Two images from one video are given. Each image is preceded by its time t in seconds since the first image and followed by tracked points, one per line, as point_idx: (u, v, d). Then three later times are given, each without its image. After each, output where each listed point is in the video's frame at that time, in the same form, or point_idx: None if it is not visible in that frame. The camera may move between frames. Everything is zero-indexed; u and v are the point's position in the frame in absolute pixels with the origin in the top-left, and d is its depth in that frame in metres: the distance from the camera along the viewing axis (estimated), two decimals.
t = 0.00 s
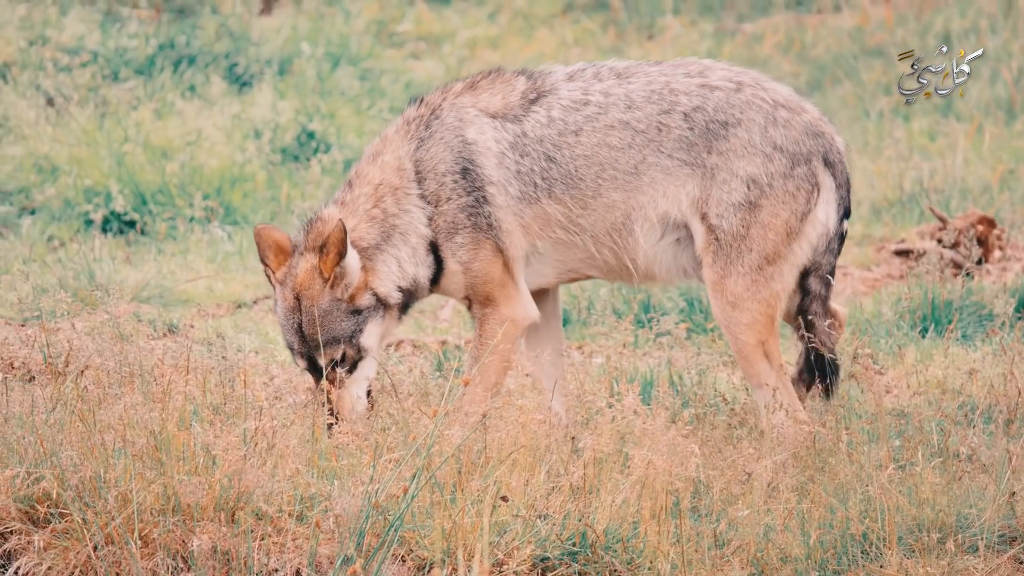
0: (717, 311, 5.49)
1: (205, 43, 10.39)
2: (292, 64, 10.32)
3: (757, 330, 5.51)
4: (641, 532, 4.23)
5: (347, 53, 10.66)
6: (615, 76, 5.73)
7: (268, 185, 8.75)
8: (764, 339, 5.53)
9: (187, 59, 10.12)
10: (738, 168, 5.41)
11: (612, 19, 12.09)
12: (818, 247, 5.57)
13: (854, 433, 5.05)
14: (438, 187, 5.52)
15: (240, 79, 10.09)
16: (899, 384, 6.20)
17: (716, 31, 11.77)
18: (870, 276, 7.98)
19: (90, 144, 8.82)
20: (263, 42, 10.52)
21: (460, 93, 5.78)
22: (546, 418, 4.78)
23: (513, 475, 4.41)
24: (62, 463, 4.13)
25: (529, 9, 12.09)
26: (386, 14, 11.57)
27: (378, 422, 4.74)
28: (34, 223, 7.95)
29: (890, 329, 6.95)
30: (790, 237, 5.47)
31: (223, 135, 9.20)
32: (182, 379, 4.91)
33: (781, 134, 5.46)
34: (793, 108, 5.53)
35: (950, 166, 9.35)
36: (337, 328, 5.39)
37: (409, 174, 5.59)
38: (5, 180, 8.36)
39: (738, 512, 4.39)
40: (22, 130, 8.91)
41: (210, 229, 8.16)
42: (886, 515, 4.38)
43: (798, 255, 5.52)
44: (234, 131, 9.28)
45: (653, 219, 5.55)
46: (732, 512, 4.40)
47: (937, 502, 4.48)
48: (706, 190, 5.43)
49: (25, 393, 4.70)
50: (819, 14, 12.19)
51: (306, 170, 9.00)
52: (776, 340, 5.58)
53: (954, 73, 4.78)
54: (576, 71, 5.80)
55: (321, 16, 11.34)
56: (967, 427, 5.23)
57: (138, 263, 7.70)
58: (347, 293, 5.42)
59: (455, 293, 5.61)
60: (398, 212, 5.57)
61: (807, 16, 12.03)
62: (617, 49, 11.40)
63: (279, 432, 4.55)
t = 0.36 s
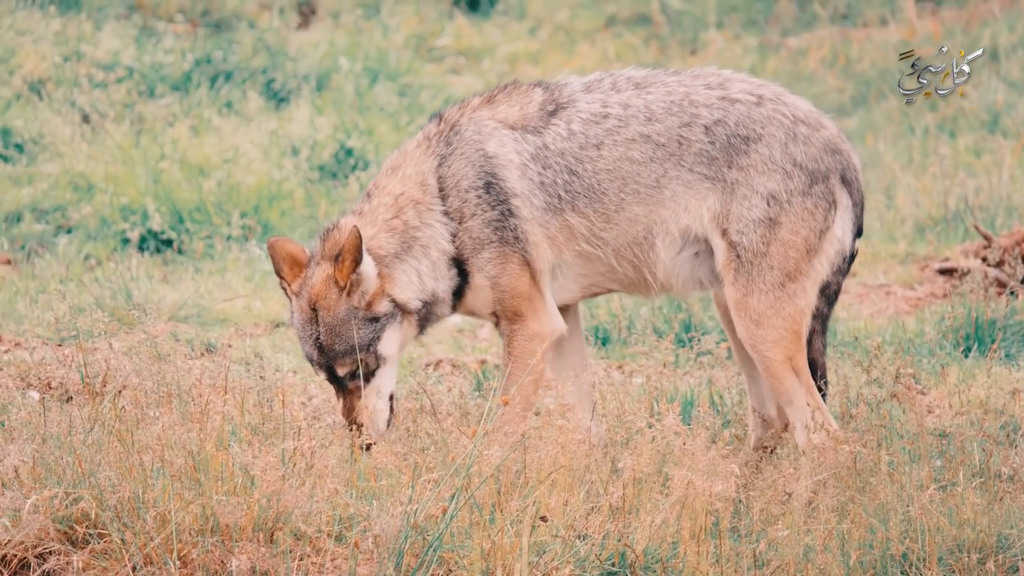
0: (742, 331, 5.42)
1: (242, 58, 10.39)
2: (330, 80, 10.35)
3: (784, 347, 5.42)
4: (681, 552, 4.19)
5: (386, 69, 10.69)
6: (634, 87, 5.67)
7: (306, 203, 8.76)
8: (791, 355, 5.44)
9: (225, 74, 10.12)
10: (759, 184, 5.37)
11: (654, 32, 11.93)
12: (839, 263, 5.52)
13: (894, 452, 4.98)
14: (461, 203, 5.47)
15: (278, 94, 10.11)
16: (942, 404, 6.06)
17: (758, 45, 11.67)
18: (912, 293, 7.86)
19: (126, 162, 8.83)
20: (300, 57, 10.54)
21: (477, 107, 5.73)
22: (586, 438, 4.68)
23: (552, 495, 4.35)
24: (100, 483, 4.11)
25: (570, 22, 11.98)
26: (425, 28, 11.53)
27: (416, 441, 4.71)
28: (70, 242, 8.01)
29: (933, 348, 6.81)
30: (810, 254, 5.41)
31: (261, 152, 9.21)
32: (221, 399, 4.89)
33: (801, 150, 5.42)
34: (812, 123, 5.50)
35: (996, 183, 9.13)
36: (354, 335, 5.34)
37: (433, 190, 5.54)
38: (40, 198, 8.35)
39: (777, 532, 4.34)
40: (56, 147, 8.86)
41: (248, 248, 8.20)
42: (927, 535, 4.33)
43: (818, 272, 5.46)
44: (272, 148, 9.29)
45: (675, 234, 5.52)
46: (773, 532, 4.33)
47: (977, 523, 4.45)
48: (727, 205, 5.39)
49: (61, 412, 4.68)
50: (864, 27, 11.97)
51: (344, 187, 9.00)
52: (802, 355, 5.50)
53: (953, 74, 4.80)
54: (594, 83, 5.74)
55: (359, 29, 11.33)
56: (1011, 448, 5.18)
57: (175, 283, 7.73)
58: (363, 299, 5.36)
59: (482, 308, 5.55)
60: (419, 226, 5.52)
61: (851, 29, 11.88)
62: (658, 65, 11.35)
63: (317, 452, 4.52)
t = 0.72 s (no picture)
0: (756, 351, 5.40)
1: (264, 80, 10.44)
2: (352, 103, 10.40)
3: (801, 367, 5.40)
4: None
5: (408, 91, 10.72)
6: (658, 112, 5.66)
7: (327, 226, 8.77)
8: (807, 375, 5.41)
9: (246, 97, 10.17)
10: (777, 208, 5.34)
11: (677, 55, 11.92)
12: (856, 285, 5.50)
13: (916, 476, 4.95)
14: (482, 215, 5.45)
15: (300, 118, 10.16)
16: (964, 427, 5.98)
17: (781, 68, 11.65)
18: (935, 317, 7.81)
19: (147, 185, 8.84)
20: (322, 81, 10.58)
21: (511, 126, 5.72)
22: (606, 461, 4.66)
23: (573, 518, 4.31)
24: (120, 507, 4.11)
25: (592, 45, 11.97)
26: (447, 51, 11.56)
27: (437, 463, 4.69)
28: (91, 266, 8.06)
29: (954, 372, 6.71)
30: (827, 275, 5.40)
31: (282, 175, 9.23)
32: (241, 422, 4.88)
33: (818, 173, 5.40)
34: (829, 146, 5.48)
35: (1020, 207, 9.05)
36: (280, 288, 5.66)
37: (453, 198, 5.57)
38: (61, 221, 8.37)
39: (800, 556, 4.29)
40: (78, 170, 8.90)
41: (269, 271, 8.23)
42: (948, 560, 4.33)
43: (834, 294, 5.45)
44: (293, 171, 9.30)
45: (699, 258, 5.50)
46: (793, 555, 4.30)
47: (1000, 546, 4.40)
48: (746, 230, 5.38)
49: (82, 436, 4.68)
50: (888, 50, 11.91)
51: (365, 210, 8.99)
52: (819, 375, 5.46)
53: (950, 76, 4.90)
54: (621, 108, 5.73)
55: (381, 52, 11.37)
56: None
57: (196, 305, 7.76)
58: (304, 262, 5.63)
59: (497, 326, 5.47)
60: (427, 228, 5.59)
61: (874, 52, 11.83)
62: (681, 88, 11.35)
63: (338, 474, 4.50)
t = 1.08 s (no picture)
0: (772, 372, 5.37)
1: (271, 100, 10.49)
2: (360, 122, 10.45)
3: (815, 388, 5.39)
4: None
5: (415, 110, 10.75)
6: (670, 143, 5.64)
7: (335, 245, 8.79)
8: (822, 395, 5.40)
9: (254, 117, 10.22)
10: (791, 230, 5.34)
11: (684, 75, 11.94)
12: (867, 302, 5.50)
13: (923, 494, 4.93)
14: (485, 229, 5.49)
15: (307, 137, 10.21)
16: (971, 446, 5.96)
17: (789, 88, 11.68)
18: (942, 335, 7.80)
19: (155, 205, 8.84)
20: (330, 100, 10.62)
21: (530, 149, 5.75)
22: (612, 479, 4.66)
23: (579, 537, 4.29)
24: (126, 525, 4.13)
25: (600, 64, 11.99)
26: (454, 71, 11.60)
27: (443, 482, 4.68)
28: (98, 284, 8.09)
29: (962, 391, 6.68)
30: (843, 293, 5.39)
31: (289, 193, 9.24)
32: (248, 440, 4.89)
33: (827, 192, 5.39)
34: (835, 164, 5.47)
35: None
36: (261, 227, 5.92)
37: (459, 207, 5.63)
38: (69, 240, 8.39)
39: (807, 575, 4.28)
40: (85, 190, 8.92)
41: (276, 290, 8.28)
42: None
43: (847, 313, 5.43)
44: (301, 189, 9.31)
45: (713, 287, 5.47)
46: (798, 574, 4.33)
47: (1007, 565, 4.38)
48: (760, 255, 5.35)
49: (88, 455, 4.68)
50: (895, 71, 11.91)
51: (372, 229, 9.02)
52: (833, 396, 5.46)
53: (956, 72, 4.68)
54: (636, 139, 5.72)
55: (389, 72, 11.40)
56: None
57: (203, 323, 7.79)
58: (281, 210, 5.86)
59: (493, 342, 5.49)
60: (423, 232, 5.68)
61: (881, 72, 11.84)
62: (689, 108, 11.37)
63: (345, 493, 4.50)
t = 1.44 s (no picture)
0: (775, 384, 5.36)
1: (271, 112, 10.50)
2: (360, 135, 10.46)
3: (817, 401, 5.38)
4: None
5: (415, 123, 10.76)
6: (675, 159, 5.62)
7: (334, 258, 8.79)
8: (824, 409, 5.39)
9: (254, 130, 10.23)
10: (797, 243, 5.34)
11: (683, 88, 11.96)
12: (868, 313, 5.51)
13: (922, 507, 4.93)
14: (476, 241, 5.52)
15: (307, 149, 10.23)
16: (970, 458, 5.95)
17: (788, 101, 11.71)
18: (941, 347, 7.80)
19: (155, 217, 8.83)
20: (329, 113, 10.63)
21: (533, 164, 5.77)
22: (612, 491, 4.65)
23: (578, 550, 4.29)
24: (126, 536, 4.12)
25: (599, 77, 12.01)
26: (454, 83, 11.62)
27: (442, 494, 4.68)
28: (98, 296, 8.10)
29: (961, 403, 6.68)
30: (847, 305, 5.40)
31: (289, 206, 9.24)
32: (248, 452, 4.88)
33: (831, 205, 5.39)
34: (837, 176, 5.47)
35: None
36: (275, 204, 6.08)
37: (452, 216, 5.67)
38: (69, 252, 8.40)
39: None
40: (86, 202, 8.92)
41: (275, 303, 8.29)
42: None
43: (850, 325, 5.44)
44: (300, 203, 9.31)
45: (719, 301, 5.45)
46: None
47: None
48: (765, 269, 5.35)
49: (88, 467, 4.67)
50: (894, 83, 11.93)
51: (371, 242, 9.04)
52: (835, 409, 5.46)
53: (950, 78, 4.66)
54: (641, 155, 5.71)
55: (389, 84, 11.42)
56: None
57: (203, 336, 7.79)
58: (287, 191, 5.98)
59: (482, 352, 5.51)
60: (412, 237, 5.72)
61: (881, 84, 11.85)
62: (688, 121, 11.39)
63: (345, 505, 4.49)
